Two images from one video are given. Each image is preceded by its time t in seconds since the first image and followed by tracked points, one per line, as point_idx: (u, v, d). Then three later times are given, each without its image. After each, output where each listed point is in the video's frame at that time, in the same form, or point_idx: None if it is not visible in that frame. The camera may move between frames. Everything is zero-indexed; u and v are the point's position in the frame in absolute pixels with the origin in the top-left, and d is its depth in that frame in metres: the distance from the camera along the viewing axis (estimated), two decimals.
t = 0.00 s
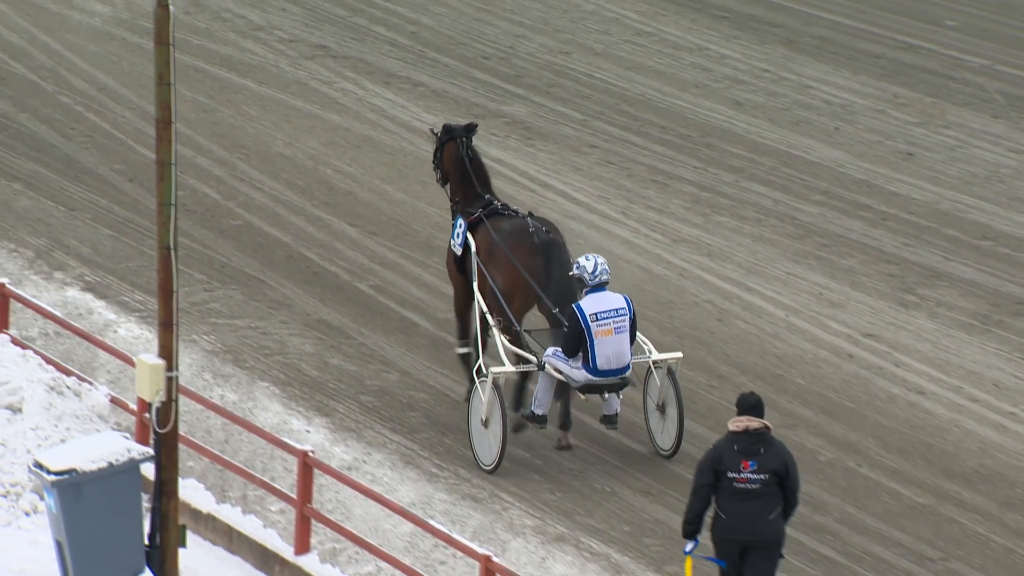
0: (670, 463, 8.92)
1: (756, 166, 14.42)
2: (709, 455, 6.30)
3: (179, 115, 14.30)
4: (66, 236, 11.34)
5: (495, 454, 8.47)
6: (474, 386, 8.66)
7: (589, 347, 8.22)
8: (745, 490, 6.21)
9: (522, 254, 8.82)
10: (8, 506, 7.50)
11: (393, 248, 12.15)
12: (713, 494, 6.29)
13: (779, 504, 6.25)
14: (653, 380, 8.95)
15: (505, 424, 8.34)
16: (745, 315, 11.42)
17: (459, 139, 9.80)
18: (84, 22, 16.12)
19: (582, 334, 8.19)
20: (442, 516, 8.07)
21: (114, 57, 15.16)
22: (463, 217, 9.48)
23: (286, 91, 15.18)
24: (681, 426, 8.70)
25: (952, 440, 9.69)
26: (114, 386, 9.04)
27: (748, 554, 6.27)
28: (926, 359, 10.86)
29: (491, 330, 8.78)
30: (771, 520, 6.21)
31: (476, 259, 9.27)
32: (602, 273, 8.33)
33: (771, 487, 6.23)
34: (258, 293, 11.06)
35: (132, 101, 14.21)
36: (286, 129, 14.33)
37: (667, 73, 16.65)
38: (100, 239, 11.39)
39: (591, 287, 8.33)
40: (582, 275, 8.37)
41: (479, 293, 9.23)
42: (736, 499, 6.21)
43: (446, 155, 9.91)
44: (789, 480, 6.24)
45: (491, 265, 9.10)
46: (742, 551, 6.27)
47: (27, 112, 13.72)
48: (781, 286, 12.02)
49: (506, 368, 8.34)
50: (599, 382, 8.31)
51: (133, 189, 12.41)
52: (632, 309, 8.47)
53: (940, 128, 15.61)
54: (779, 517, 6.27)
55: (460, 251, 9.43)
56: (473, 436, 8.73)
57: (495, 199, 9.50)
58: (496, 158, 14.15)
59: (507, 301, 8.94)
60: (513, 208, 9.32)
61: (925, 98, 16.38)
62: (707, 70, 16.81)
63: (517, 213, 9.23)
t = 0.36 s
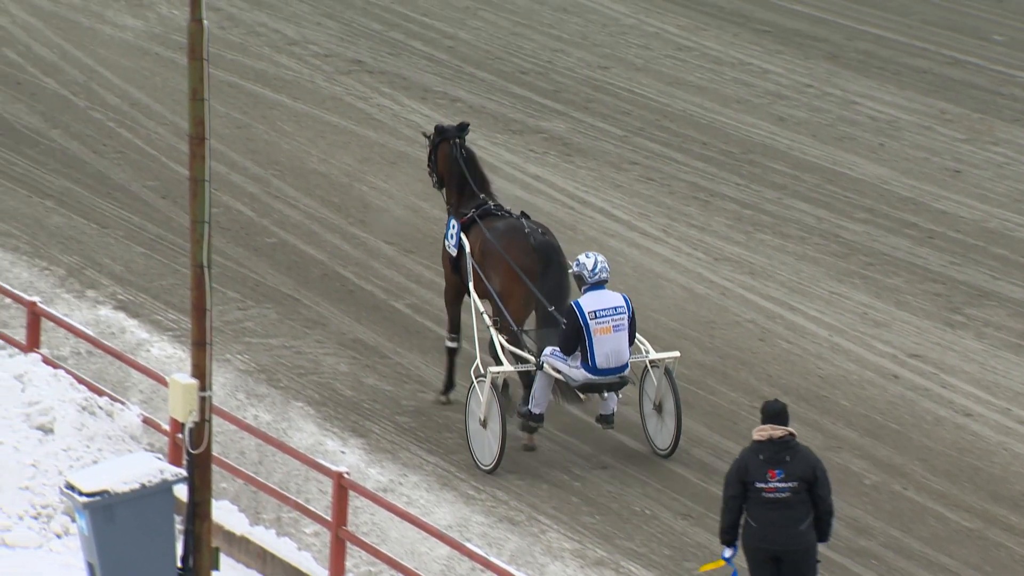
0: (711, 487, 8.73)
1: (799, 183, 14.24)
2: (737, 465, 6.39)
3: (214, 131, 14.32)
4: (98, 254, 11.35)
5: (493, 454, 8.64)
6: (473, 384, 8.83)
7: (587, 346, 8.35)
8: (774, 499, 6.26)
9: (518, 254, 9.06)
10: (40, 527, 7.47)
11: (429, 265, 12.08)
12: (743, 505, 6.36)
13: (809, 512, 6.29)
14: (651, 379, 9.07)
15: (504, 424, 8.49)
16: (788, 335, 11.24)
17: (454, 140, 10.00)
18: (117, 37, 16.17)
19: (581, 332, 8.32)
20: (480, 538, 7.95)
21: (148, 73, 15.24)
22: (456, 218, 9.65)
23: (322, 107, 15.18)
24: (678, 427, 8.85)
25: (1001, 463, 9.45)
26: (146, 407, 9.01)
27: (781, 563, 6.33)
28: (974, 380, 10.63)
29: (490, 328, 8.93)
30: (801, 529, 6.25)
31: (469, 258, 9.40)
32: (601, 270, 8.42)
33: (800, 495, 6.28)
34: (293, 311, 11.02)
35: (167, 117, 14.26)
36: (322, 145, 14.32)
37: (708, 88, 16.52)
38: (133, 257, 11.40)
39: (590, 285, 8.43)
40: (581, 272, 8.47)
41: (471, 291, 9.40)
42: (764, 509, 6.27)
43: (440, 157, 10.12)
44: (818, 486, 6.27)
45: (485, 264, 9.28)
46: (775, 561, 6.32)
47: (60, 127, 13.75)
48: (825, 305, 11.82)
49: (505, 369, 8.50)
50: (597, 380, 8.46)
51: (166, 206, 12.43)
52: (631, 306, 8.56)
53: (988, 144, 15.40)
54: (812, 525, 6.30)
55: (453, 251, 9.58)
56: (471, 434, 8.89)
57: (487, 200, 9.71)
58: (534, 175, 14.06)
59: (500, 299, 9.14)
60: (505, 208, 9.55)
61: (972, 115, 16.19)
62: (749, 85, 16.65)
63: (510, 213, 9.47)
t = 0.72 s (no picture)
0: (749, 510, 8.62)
1: (838, 202, 14.09)
2: (770, 482, 6.46)
3: (249, 149, 14.38)
4: (133, 273, 11.40)
5: (490, 452, 8.80)
6: (469, 384, 9.01)
7: (583, 345, 8.61)
8: (816, 513, 6.40)
9: (517, 254, 9.34)
10: (74, 548, 7.46)
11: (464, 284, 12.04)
12: (781, 522, 6.45)
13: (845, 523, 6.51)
14: (647, 379, 9.25)
15: (499, 423, 8.67)
16: (827, 355, 11.09)
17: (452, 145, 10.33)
18: (152, 55, 16.27)
19: (576, 332, 8.59)
20: (516, 560, 7.87)
21: (183, 91, 15.36)
22: (457, 218, 9.96)
23: (358, 125, 15.22)
24: (674, 426, 9.03)
25: None
26: (181, 426, 9.02)
27: None
28: (1017, 403, 10.44)
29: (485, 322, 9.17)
30: (841, 540, 6.47)
31: (469, 258, 9.72)
32: (598, 272, 8.72)
33: (837, 507, 6.47)
34: (328, 330, 11.01)
35: (203, 136, 14.35)
36: (357, 163, 14.35)
37: (747, 106, 16.42)
38: (168, 276, 11.44)
39: (586, 285, 8.74)
40: (578, 273, 8.77)
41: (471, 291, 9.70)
42: (808, 524, 6.40)
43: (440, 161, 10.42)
44: (852, 497, 6.52)
45: (485, 264, 9.58)
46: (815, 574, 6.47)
47: (94, 145, 13.83)
48: (865, 325, 11.67)
49: (501, 367, 8.69)
50: (592, 380, 8.69)
51: (201, 224, 12.49)
52: (626, 308, 8.85)
53: None
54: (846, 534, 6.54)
55: (453, 251, 9.89)
56: (468, 434, 9.06)
57: (488, 201, 10.01)
58: (570, 193, 14.00)
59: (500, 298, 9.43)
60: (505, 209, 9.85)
61: (1015, 133, 16.02)
62: (789, 103, 16.53)
63: (510, 214, 9.77)
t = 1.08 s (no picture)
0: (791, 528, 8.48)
1: (882, 217, 13.92)
2: (811, 487, 6.38)
3: (288, 163, 14.43)
4: (170, 288, 11.45)
5: (491, 447, 9.01)
6: (471, 381, 9.24)
7: (584, 341, 8.70)
8: (859, 520, 6.36)
9: (517, 253, 9.39)
10: (111, 565, 7.47)
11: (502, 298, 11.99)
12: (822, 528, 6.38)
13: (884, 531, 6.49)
14: (648, 375, 9.40)
15: (501, 418, 8.89)
16: (871, 372, 10.93)
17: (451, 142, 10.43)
18: (191, 69, 16.38)
19: (576, 327, 8.68)
20: None
21: (221, 105, 15.48)
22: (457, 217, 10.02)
23: (397, 139, 15.24)
24: (673, 421, 9.17)
25: None
26: (219, 443, 9.02)
27: None
28: None
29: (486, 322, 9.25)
30: (881, 547, 6.44)
31: (470, 257, 9.79)
32: (595, 267, 8.82)
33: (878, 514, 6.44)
34: (366, 346, 10.99)
35: (242, 151, 14.43)
36: (395, 178, 14.36)
37: (790, 120, 16.29)
38: (205, 291, 11.49)
39: (584, 281, 8.83)
40: (575, 269, 8.86)
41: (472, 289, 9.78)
42: (851, 530, 6.35)
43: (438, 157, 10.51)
44: (890, 504, 6.50)
45: (485, 263, 9.65)
46: None
47: (133, 160, 13.94)
48: (909, 341, 11.50)
49: (502, 364, 8.91)
50: (593, 375, 8.78)
51: (239, 239, 12.56)
52: (625, 302, 8.94)
53: None
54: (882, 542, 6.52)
55: (453, 249, 9.95)
56: (470, 429, 9.28)
57: (488, 199, 10.08)
58: (610, 208, 13.93)
59: (500, 297, 9.49)
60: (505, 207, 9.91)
61: None
62: (832, 117, 16.39)
63: (510, 212, 9.82)
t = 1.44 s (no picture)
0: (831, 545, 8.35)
1: (924, 228, 13.74)
2: (849, 490, 6.38)
3: (324, 173, 14.46)
4: (205, 299, 11.49)
5: (490, 438, 9.19)
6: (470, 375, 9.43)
7: (582, 333, 8.98)
8: (893, 525, 6.36)
9: (518, 249, 9.62)
10: None
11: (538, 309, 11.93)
12: (857, 532, 6.39)
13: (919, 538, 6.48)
14: (645, 369, 9.63)
15: (500, 409, 9.08)
16: (912, 385, 10.77)
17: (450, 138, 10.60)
18: (227, 79, 16.46)
19: (575, 319, 8.96)
20: None
21: (258, 116, 15.55)
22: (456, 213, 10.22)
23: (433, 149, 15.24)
24: (671, 412, 9.38)
25: None
26: (254, 455, 9.04)
27: None
28: None
29: (488, 318, 9.49)
30: (914, 554, 6.43)
31: (469, 253, 10.01)
32: (594, 261, 9.11)
33: (913, 520, 6.43)
34: (402, 357, 10.97)
35: (277, 162, 14.48)
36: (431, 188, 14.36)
37: (830, 130, 16.14)
38: (241, 302, 11.52)
39: (584, 275, 9.12)
40: (575, 263, 9.15)
41: (473, 285, 10.01)
42: (884, 536, 6.36)
43: (437, 154, 10.69)
44: (926, 511, 6.49)
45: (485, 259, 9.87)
46: None
47: (168, 170, 14.02)
48: (952, 354, 11.32)
49: (501, 356, 9.12)
50: (590, 367, 9.06)
51: (274, 250, 12.61)
52: (623, 297, 9.23)
53: None
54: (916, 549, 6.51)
55: (453, 246, 10.16)
56: (468, 423, 9.46)
57: (487, 196, 10.27)
58: (648, 219, 13.84)
59: (501, 293, 9.73)
60: (503, 203, 10.11)
61: None
62: (873, 127, 16.21)
63: (508, 207, 10.02)
